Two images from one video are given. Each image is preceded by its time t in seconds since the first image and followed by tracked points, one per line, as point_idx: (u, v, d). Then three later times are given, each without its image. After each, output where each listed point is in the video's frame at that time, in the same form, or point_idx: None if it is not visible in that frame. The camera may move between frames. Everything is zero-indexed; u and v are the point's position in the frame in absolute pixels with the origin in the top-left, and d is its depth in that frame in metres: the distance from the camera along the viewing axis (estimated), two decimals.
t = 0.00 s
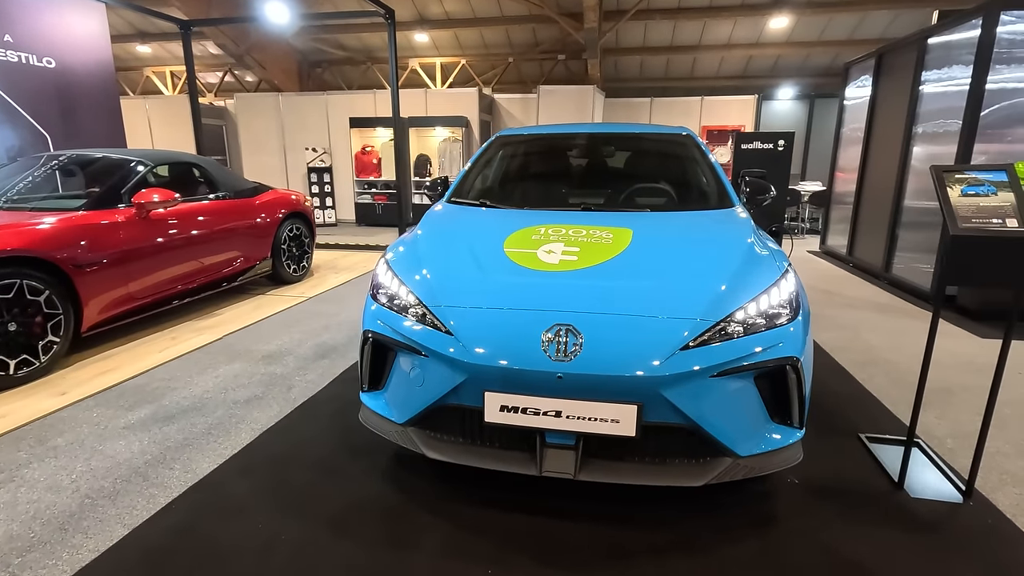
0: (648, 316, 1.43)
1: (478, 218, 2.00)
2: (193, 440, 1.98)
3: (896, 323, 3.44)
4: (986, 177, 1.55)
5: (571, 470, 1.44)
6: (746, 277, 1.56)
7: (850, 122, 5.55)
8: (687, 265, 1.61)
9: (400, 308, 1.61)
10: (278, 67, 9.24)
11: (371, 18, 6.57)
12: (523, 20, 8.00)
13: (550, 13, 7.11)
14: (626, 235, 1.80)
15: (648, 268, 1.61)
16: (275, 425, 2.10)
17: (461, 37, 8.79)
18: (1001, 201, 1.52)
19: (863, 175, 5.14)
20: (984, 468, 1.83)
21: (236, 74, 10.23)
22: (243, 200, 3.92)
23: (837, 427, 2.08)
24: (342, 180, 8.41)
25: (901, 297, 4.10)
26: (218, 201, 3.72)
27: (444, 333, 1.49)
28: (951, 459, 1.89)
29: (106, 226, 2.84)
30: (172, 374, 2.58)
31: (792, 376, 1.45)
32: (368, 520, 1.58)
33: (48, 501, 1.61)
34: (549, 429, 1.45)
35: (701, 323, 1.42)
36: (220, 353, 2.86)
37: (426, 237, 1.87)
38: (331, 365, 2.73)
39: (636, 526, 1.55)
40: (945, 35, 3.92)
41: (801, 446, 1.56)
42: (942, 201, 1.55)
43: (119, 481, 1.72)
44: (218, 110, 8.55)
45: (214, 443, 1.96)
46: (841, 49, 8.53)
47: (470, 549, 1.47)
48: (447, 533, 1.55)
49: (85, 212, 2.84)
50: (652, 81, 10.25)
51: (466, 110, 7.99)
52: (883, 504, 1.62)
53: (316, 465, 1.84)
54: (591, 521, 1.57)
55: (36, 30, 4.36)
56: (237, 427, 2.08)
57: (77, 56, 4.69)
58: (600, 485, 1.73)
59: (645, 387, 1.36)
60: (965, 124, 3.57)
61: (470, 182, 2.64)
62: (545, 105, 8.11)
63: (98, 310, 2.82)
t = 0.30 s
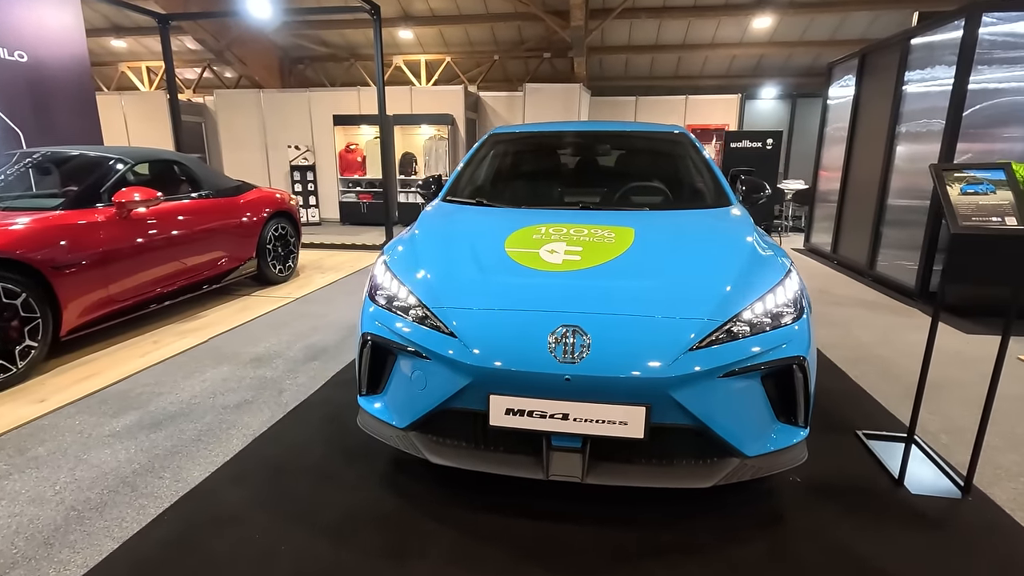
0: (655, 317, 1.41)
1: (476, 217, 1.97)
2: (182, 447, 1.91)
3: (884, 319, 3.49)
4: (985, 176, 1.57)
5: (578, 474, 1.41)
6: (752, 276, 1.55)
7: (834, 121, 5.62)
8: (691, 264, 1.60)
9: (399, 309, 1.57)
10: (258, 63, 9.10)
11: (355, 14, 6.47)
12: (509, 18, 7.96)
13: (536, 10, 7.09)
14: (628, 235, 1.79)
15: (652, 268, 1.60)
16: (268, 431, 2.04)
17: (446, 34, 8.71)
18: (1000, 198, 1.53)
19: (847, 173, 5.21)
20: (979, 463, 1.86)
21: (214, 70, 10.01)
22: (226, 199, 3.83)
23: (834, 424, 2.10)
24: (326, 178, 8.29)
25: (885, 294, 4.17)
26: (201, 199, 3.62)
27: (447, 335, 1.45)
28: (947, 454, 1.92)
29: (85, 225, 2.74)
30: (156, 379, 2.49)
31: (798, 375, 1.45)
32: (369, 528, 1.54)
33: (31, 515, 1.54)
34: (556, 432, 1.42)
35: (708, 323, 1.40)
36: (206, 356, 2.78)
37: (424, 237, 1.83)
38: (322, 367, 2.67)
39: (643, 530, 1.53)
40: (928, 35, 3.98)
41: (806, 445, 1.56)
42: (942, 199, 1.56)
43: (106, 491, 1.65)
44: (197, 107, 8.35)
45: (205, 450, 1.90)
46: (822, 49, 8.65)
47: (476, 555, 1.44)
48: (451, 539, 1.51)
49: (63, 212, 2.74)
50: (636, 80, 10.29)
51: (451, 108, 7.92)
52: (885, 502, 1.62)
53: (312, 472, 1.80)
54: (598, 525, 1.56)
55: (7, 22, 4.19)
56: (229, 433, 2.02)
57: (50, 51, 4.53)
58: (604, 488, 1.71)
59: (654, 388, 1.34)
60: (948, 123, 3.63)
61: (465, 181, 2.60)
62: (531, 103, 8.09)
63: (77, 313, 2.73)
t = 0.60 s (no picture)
0: (663, 316, 1.40)
1: (476, 215, 1.94)
2: (172, 455, 1.85)
3: (871, 316, 3.54)
4: (982, 174, 1.59)
5: (588, 476, 1.40)
6: (757, 275, 1.54)
7: (816, 121, 5.71)
8: (696, 263, 1.59)
9: (401, 310, 1.54)
10: (237, 59, 8.92)
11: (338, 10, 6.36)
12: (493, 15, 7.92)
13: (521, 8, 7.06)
14: (631, 233, 1.77)
15: (658, 267, 1.58)
16: (262, 436, 1.98)
17: (429, 31, 8.63)
18: (997, 196, 1.56)
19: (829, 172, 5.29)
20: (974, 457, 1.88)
21: (191, 66, 9.78)
22: (209, 198, 3.73)
23: (831, 421, 2.11)
24: (308, 177, 8.15)
25: (869, 291, 4.24)
26: (184, 198, 3.52)
27: (453, 336, 1.42)
28: (942, 449, 1.94)
29: (62, 225, 2.64)
30: (140, 384, 2.41)
31: (805, 373, 1.45)
32: (372, 536, 1.50)
33: (14, 530, 1.47)
34: (565, 434, 1.40)
35: (718, 321, 1.39)
36: (191, 360, 2.70)
37: (424, 236, 1.80)
38: (314, 370, 2.61)
39: (651, 532, 1.51)
40: (910, 36, 4.05)
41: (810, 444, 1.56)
42: (942, 197, 1.58)
43: (94, 503, 1.58)
44: (173, 104, 8.14)
45: (196, 458, 1.84)
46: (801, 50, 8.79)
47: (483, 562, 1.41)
48: (455, 546, 1.48)
49: (38, 211, 2.63)
50: (620, 79, 10.34)
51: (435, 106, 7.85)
52: (886, 497, 1.64)
53: (309, 479, 1.74)
54: (605, 527, 1.54)
55: None
56: (220, 439, 1.96)
57: (20, 44, 4.35)
58: (608, 489, 1.69)
59: (665, 388, 1.33)
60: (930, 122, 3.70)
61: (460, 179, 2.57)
62: (516, 101, 8.06)
63: (55, 317, 2.63)
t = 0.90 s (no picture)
0: (678, 316, 1.39)
1: (480, 215, 1.91)
2: (168, 465, 1.79)
3: (858, 311, 3.61)
4: (982, 172, 1.62)
5: (604, 477, 1.38)
6: (767, 275, 1.54)
7: (799, 119, 5.80)
8: (705, 263, 1.59)
9: (410, 313, 1.51)
10: (214, 55, 8.71)
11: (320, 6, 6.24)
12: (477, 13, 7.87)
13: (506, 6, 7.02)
14: (639, 233, 1.76)
15: (669, 266, 1.57)
16: (260, 443, 1.93)
17: (412, 29, 8.55)
18: (998, 193, 1.58)
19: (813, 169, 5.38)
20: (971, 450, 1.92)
21: (166, 62, 9.54)
22: (192, 198, 3.63)
23: (831, 416, 2.14)
24: (289, 175, 8.01)
25: (854, 286, 4.32)
26: (167, 198, 3.42)
27: (466, 339, 1.40)
28: (940, 442, 1.98)
29: (41, 228, 2.54)
30: (128, 391, 2.33)
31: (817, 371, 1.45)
32: (383, 544, 1.47)
33: (4, 547, 1.40)
34: (580, 436, 1.39)
35: (732, 321, 1.39)
36: (180, 365, 2.62)
37: (430, 238, 1.77)
38: (309, 373, 2.55)
39: (665, 533, 1.51)
40: (892, 36, 4.13)
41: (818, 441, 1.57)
42: (944, 194, 1.60)
43: (88, 517, 1.52)
44: (148, 101, 7.93)
45: (193, 467, 1.78)
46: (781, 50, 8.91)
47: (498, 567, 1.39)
48: (469, 551, 1.46)
49: (15, 212, 2.52)
50: (603, 77, 10.38)
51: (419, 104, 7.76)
52: (891, 492, 1.66)
53: (313, 486, 1.70)
54: (618, 529, 1.53)
55: None
56: (217, 447, 1.90)
57: None
58: (618, 490, 1.68)
59: (682, 389, 1.32)
60: (913, 121, 3.77)
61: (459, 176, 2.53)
62: (501, 99, 8.02)
63: (34, 323, 2.53)
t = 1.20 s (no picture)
0: (693, 313, 1.39)
1: (486, 213, 1.89)
2: (166, 472, 1.73)
3: (845, 306, 3.68)
4: (981, 169, 1.65)
5: (622, 476, 1.37)
6: (778, 273, 1.55)
7: (782, 117, 5.88)
8: (714, 260, 1.59)
9: (422, 312, 1.48)
10: (191, 50, 8.51)
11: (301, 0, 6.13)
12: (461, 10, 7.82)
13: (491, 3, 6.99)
14: (648, 230, 1.76)
15: (681, 264, 1.57)
16: (260, 447, 1.88)
17: (395, 25, 8.46)
18: (996, 189, 1.62)
19: (796, 167, 5.46)
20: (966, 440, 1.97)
21: (140, 57, 9.28)
22: (176, 196, 3.53)
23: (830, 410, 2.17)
24: (270, 174, 7.86)
25: (839, 282, 4.40)
26: (151, 197, 3.31)
27: (481, 339, 1.38)
28: (936, 433, 2.02)
29: (21, 228, 2.44)
30: (117, 396, 2.25)
31: (828, 365, 1.47)
32: (395, 549, 1.44)
33: None
34: (597, 434, 1.38)
35: (747, 317, 1.40)
36: (170, 369, 2.54)
37: (437, 236, 1.74)
38: (305, 375, 2.50)
39: (677, 528, 1.52)
40: (875, 36, 4.21)
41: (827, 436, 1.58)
42: (945, 190, 1.63)
43: (87, 529, 1.46)
44: (122, 97, 7.71)
45: (193, 473, 1.73)
46: (761, 49, 9.04)
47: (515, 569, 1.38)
48: (485, 553, 1.44)
49: None
50: (586, 76, 10.41)
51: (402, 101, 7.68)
52: (894, 483, 1.69)
53: (319, 490, 1.66)
54: (633, 527, 1.53)
55: None
56: (216, 453, 1.84)
57: None
58: (629, 488, 1.68)
59: (700, 385, 1.32)
60: (896, 119, 3.86)
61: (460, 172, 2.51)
62: (486, 97, 7.99)
63: (14, 327, 2.44)
